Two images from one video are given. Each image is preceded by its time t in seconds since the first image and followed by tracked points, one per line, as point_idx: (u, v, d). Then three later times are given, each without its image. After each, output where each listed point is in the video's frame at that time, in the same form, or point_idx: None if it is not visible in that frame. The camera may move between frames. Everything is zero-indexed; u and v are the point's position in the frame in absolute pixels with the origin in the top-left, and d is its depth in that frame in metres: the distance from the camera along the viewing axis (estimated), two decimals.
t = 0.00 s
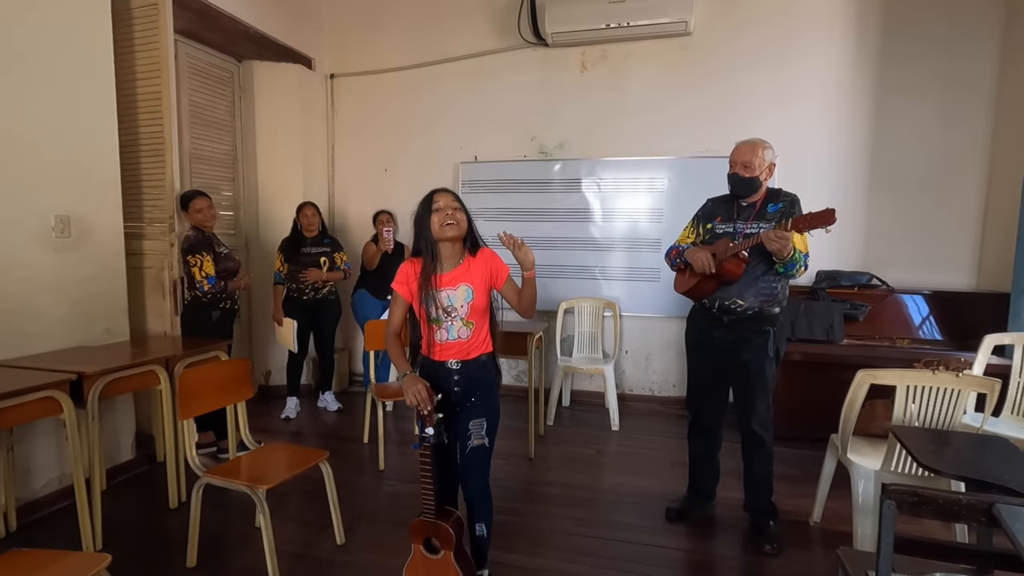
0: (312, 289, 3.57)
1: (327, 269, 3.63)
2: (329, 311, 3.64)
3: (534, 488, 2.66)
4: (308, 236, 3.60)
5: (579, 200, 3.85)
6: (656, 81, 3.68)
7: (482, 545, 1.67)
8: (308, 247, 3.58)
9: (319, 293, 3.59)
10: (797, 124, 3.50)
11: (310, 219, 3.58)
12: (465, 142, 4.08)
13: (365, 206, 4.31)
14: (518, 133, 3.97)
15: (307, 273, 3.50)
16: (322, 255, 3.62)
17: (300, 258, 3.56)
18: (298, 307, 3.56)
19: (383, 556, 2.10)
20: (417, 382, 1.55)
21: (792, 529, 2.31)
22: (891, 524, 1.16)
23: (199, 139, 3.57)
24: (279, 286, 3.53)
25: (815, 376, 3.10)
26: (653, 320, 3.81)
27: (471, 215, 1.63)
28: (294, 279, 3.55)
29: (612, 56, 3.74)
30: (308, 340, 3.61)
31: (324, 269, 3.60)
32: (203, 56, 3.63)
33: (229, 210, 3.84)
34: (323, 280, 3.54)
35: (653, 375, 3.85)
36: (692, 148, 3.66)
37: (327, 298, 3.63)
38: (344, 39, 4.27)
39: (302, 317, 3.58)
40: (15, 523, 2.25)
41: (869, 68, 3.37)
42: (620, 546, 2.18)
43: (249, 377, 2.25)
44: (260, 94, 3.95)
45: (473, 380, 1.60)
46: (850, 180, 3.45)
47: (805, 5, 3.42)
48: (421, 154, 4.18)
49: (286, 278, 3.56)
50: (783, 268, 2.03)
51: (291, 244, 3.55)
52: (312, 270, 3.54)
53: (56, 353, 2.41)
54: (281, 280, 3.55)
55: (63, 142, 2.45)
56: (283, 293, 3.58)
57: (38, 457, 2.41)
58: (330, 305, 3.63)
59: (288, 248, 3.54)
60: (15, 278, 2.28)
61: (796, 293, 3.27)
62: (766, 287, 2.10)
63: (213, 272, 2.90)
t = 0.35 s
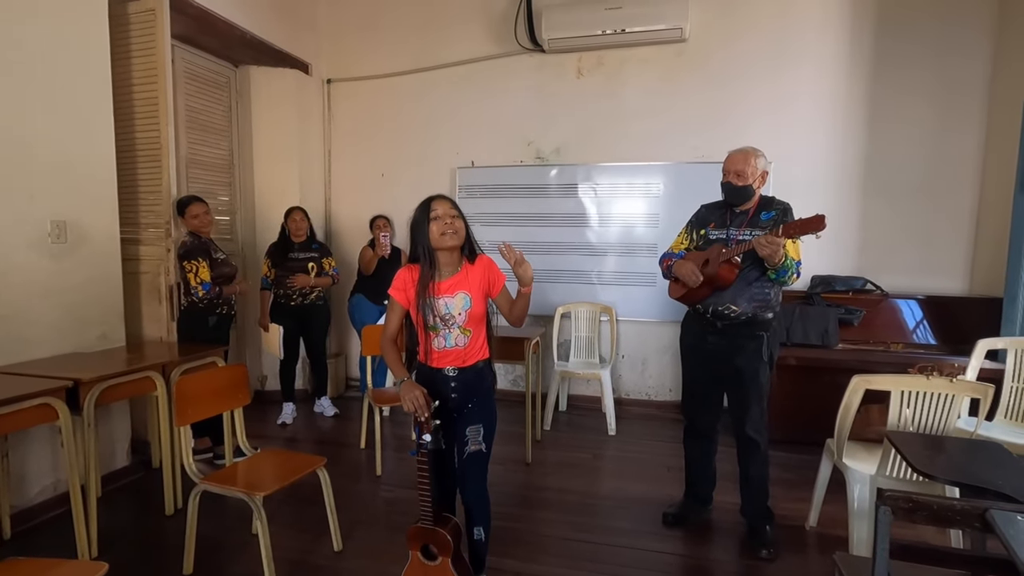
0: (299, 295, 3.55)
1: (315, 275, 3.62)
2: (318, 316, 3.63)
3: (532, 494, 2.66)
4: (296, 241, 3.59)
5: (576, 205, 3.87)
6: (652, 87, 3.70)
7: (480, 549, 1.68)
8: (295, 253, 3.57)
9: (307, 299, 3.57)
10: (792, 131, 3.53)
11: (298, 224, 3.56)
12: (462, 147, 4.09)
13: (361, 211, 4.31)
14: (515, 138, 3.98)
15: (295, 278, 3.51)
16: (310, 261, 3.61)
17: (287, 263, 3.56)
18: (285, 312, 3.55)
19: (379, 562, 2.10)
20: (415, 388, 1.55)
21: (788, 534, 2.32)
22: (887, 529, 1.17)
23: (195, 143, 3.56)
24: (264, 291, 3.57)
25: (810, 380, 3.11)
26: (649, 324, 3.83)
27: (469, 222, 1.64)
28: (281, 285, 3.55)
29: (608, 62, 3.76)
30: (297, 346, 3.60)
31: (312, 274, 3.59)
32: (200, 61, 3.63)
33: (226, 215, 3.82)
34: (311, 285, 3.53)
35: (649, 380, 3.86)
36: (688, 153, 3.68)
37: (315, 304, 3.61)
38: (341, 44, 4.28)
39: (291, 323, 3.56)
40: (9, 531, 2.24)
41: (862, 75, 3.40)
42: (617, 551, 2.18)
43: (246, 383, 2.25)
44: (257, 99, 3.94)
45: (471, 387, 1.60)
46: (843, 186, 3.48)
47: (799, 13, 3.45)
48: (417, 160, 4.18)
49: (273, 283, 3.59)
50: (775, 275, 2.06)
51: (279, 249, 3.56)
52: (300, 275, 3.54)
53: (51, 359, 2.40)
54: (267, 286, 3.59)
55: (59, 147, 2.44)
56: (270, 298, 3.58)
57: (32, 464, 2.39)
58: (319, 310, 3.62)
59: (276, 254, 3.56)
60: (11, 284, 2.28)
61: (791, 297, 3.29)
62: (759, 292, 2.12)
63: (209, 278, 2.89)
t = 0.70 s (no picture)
0: (292, 303, 3.58)
1: (308, 283, 3.63)
2: (312, 324, 3.67)
3: (531, 500, 2.69)
4: (289, 249, 3.59)
5: (574, 213, 3.91)
6: (649, 96, 3.75)
7: (483, 555, 1.68)
8: (289, 261, 3.59)
9: (300, 308, 3.61)
10: (787, 140, 3.58)
11: (291, 232, 3.57)
12: (461, 155, 4.13)
13: (361, 218, 4.34)
14: (513, 147, 4.02)
15: (288, 287, 3.51)
16: (303, 270, 3.61)
17: (281, 273, 3.56)
18: (280, 321, 3.57)
19: (381, 568, 2.12)
20: (422, 397, 1.57)
21: (784, 539, 2.36)
22: (879, 535, 1.20)
23: (196, 152, 3.59)
24: (258, 300, 3.54)
25: (805, 387, 3.15)
26: (647, 331, 3.86)
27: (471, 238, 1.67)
28: (274, 294, 3.56)
29: (605, 72, 3.80)
30: (293, 353, 3.64)
31: (305, 283, 3.61)
32: (201, 70, 3.65)
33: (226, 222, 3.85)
34: (304, 293, 3.55)
35: (647, 386, 3.90)
36: (684, 162, 3.73)
37: (308, 311, 3.65)
38: (341, 53, 4.32)
39: (285, 332, 3.59)
40: (12, 539, 2.25)
41: (855, 86, 3.46)
42: (616, 557, 2.21)
43: (248, 391, 2.28)
44: (257, 108, 3.97)
45: (472, 396, 1.64)
46: (836, 194, 3.53)
47: (793, 25, 3.51)
48: (417, 168, 4.22)
49: (265, 292, 3.58)
50: (779, 276, 2.08)
51: (272, 259, 3.56)
52: (292, 284, 3.54)
53: (55, 367, 2.42)
54: (261, 294, 3.56)
55: (63, 158, 2.47)
56: (262, 307, 3.59)
57: (35, 472, 2.41)
58: (311, 318, 3.66)
59: (269, 263, 3.56)
60: (16, 293, 2.30)
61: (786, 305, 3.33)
62: (755, 300, 2.16)
63: (210, 286, 2.92)
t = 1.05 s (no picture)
0: (294, 310, 3.61)
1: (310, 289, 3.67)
2: (311, 329, 3.70)
3: (532, 504, 2.72)
4: (290, 256, 3.63)
5: (574, 220, 3.95)
6: (649, 104, 3.80)
7: (484, 559, 1.72)
8: (290, 267, 3.62)
9: (301, 313, 3.63)
10: (785, 148, 3.62)
11: (292, 238, 3.61)
12: (463, 162, 4.18)
13: (363, 224, 4.39)
14: (515, 154, 4.07)
15: (289, 293, 3.55)
16: (304, 276, 3.65)
17: (281, 279, 3.61)
18: (280, 327, 3.62)
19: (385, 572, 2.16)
20: (428, 402, 1.61)
21: (782, 544, 2.39)
22: (871, 539, 1.23)
23: (202, 159, 3.64)
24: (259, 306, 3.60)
25: (803, 392, 3.19)
26: (646, 336, 3.90)
27: (478, 249, 1.71)
28: (276, 300, 3.60)
29: (606, 80, 3.85)
30: (294, 358, 3.66)
31: (306, 289, 3.64)
32: (206, 79, 3.70)
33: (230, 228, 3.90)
34: (305, 299, 3.58)
35: (646, 391, 3.93)
36: (683, 169, 3.77)
37: (308, 317, 3.67)
38: (345, 61, 4.37)
39: (286, 338, 3.63)
40: (21, 542, 2.29)
41: (853, 94, 3.50)
42: (616, 561, 2.24)
43: (254, 397, 2.31)
44: (262, 115, 4.02)
45: (473, 403, 1.68)
46: (834, 202, 3.57)
47: (791, 34, 3.55)
48: (419, 174, 4.27)
49: (267, 298, 3.63)
50: (774, 274, 2.13)
51: (274, 265, 3.61)
52: (293, 290, 3.58)
53: (64, 373, 2.47)
54: (261, 300, 3.61)
55: (73, 167, 2.51)
56: (263, 313, 3.66)
57: (43, 476, 2.44)
58: (311, 323, 3.68)
59: (270, 269, 3.61)
60: (26, 301, 2.34)
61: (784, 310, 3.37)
62: (753, 307, 2.20)
63: (215, 293, 2.98)
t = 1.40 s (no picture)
0: (303, 309, 3.65)
1: (319, 289, 3.70)
2: (323, 328, 3.73)
3: (536, 503, 2.74)
4: (300, 255, 3.66)
5: (579, 220, 3.96)
6: (653, 105, 3.80)
7: (489, 557, 1.75)
8: (300, 267, 3.65)
9: (311, 312, 3.67)
10: (789, 149, 3.62)
11: (302, 238, 3.65)
12: (467, 163, 4.20)
13: (369, 224, 4.41)
14: (520, 155, 4.08)
15: (299, 292, 3.59)
16: (313, 275, 3.68)
17: (292, 279, 3.63)
18: (291, 326, 3.65)
19: (391, 569, 2.18)
20: (437, 401, 1.63)
21: (785, 544, 2.40)
22: (873, 538, 1.23)
23: (210, 161, 3.68)
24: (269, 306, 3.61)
25: (807, 392, 3.20)
26: (651, 336, 3.91)
27: (484, 250, 1.73)
28: (285, 300, 3.64)
29: (610, 81, 3.86)
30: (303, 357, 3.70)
31: (316, 288, 3.68)
32: (214, 81, 3.74)
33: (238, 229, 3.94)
34: (314, 299, 3.62)
35: (651, 391, 3.94)
36: (687, 170, 3.78)
37: (319, 316, 3.71)
38: (350, 63, 4.40)
39: (297, 337, 3.67)
40: (34, 538, 2.33)
41: (858, 95, 3.50)
42: (619, 560, 2.26)
43: (262, 397, 2.33)
44: (269, 117, 4.06)
45: (479, 403, 1.70)
46: (839, 202, 3.57)
47: (796, 35, 3.55)
48: (424, 175, 4.29)
49: (276, 298, 3.64)
50: (777, 261, 2.13)
51: (284, 264, 3.62)
52: (303, 290, 3.61)
53: (75, 372, 2.50)
54: (272, 300, 3.62)
55: (84, 169, 2.55)
56: (274, 312, 3.67)
57: (55, 474, 2.48)
58: (322, 322, 3.71)
59: (281, 269, 3.61)
60: (38, 301, 2.38)
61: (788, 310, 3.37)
62: (757, 306, 2.21)
63: (223, 293, 2.98)
